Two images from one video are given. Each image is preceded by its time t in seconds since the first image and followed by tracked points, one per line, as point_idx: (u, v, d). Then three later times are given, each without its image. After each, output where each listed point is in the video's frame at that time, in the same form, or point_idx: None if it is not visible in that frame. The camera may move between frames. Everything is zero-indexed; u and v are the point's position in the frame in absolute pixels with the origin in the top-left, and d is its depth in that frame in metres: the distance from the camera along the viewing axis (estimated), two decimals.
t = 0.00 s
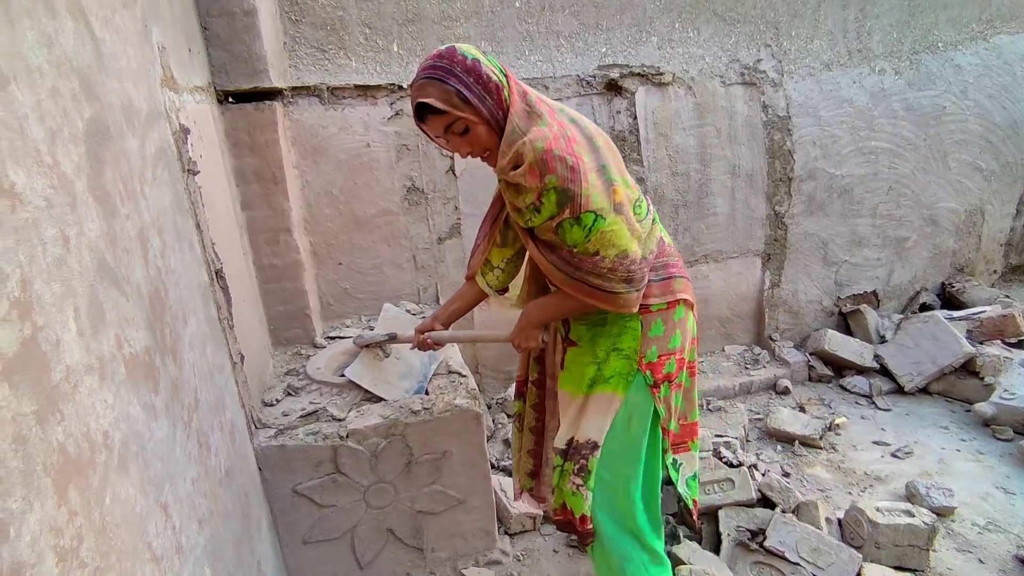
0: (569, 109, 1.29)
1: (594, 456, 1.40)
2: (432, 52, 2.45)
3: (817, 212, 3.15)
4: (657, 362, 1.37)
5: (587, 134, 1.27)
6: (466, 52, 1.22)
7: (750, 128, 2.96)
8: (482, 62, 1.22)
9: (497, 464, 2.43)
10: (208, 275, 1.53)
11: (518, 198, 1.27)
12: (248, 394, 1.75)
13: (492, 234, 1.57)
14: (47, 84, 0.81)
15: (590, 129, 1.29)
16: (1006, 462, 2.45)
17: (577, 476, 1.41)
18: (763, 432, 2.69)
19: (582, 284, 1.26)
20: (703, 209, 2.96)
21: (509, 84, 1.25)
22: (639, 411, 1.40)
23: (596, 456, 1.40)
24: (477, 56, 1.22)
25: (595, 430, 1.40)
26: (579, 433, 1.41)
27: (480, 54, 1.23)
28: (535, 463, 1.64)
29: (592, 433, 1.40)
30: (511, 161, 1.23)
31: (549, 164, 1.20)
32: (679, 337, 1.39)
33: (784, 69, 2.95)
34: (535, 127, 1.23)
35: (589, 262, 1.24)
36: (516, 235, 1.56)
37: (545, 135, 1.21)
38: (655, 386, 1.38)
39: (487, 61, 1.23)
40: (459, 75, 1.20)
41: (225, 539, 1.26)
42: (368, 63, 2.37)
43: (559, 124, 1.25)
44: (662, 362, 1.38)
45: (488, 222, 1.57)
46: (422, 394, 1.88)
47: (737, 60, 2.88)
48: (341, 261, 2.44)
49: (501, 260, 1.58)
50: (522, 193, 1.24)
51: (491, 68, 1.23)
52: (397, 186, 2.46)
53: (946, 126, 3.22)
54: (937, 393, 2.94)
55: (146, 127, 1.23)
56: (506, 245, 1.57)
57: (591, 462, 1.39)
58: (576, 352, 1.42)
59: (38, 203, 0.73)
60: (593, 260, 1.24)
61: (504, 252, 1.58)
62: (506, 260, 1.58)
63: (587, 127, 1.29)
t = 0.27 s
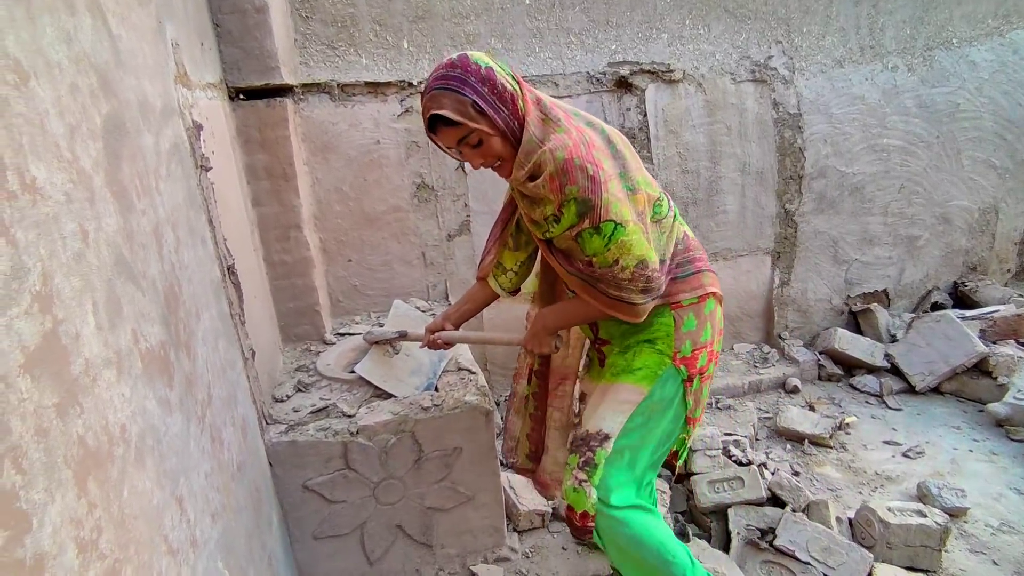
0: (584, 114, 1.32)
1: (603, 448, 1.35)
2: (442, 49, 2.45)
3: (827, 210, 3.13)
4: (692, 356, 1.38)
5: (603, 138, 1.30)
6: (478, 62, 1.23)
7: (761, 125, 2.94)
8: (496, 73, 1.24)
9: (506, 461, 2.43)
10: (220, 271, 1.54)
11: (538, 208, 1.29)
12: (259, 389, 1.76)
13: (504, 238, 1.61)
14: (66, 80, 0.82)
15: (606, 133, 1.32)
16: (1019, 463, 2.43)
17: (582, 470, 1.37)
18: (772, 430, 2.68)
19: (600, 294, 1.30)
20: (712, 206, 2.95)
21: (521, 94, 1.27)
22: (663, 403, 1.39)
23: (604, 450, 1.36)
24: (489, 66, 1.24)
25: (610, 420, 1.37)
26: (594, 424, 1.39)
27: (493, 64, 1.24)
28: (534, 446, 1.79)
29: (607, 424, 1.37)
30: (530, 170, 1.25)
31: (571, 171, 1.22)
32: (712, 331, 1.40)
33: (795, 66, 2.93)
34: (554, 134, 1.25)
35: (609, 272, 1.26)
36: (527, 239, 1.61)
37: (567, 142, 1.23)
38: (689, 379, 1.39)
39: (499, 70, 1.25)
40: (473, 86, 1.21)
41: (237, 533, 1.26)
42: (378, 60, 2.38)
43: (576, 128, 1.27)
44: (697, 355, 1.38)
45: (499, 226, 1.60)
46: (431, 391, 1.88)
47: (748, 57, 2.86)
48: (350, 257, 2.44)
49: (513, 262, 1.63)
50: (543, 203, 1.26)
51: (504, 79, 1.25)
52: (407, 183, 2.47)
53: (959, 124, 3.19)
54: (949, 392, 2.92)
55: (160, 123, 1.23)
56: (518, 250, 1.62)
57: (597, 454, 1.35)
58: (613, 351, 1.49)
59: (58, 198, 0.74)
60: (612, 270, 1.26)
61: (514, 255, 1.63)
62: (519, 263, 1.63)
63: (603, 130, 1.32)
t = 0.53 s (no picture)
0: (613, 146, 1.22)
1: (703, 493, 1.21)
2: (449, 46, 2.45)
3: (836, 208, 3.11)
4: (759, 370, 1.21)
5: (629, 173, 1.18)
6: (486, 106, 1.23)
7: (769, 123, 2.93)
8: (503, 123, 1.22)
9: (511, 459, 2.43)
10: (228, 267, 1.54)
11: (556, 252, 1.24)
12: (266, 385, 1.76)
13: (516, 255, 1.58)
14: (76, 76, 0.82)
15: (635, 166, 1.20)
16: None
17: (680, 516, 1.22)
18: (778, 429, 2.68)
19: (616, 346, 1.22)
20: (719, 204, 2.94)
21: (532, 135, 1.23)
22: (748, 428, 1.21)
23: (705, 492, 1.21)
24: (497, 110, 1.22)
25: (705, 461, 1.20)
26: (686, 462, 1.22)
27: (502, 112, 1.22)
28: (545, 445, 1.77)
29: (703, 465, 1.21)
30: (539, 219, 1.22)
31: (577, 225, 1.14)
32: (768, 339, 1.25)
33: (803, 63, 2.91)
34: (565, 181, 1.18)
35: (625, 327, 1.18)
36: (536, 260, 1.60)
37: (578, 189, 1.15)
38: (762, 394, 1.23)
39: (508, 114, 1.22)
40: (478, 142, 1.24)
41: (244, 528, 1.27)
42: (385, 57, 2.38)
43: (597, 166, 1.18)
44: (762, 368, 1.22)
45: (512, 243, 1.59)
46: (437, 388, 1.89)
47: (756, 54, 2.85)
48: (357, 254, 2.45)
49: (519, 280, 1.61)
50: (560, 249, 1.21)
51: (511, 124, 1.22)
52: (413, 180, 2.47)
53: (970, 121, 3.17)
54: (958, 392, 2.90)
55: (169, 120, 1.24)
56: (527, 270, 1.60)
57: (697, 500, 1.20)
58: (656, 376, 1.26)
59: (68, 193, 0.74)
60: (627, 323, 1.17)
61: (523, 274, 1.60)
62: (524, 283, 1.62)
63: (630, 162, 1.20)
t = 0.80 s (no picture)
0: (687, 211, 1.10)
1: (740, 519, 1.14)
2: (453, 43, 2.45)
3: (840, 206, 3.10)
4: (834, 403, 1.21)
5: (718, 250, 1.04)
6: (550, 181, 1.10)
7: (774, 120, 2.92)
8: (566, 203, 1.10)
9: (515, 456, 2.44)
10: (232, 263, 1.55)
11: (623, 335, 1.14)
12: (270, 381, 1.77)
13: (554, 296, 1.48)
14: (82, 70, 0.82)
15: (718, 233, 1.08)
16: None
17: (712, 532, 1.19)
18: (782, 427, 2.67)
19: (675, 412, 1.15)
20: (723, 202, 2.93)
21: (597, 217, 1.11)
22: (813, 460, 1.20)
23: (743, 520, 1.14)
24: (561, 188, 1.10)
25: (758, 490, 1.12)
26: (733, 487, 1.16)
27: (566, 189, 1.10)
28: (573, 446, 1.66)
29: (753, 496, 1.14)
30: (611, 303, 1.12)
31: (663, 318, 1.03)
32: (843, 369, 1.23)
33: (809, 60, 2.90)
34: (642, 263, 1.06)
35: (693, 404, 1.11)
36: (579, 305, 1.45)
37: (659, 279, 1.03)
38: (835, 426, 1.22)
39: (573, 194, 1.10)
40: (538, 223, 1.11)
41: (248, 522, 1.27)
42: (390, 54, 2.38)
43: (675, 247, 1.05)
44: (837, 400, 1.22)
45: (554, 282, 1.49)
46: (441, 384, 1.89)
47: (761, 51, 2.84)
48: (361, 251, 2.45)
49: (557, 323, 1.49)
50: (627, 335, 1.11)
51: (575, 206, 1.10)
52: (417, 177, 2.47)
53: (977, 119, 3.15)
54: (963, 391, 2.89)
55: (174, 116, 1.24)
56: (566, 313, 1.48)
57: (733, 524, 1.15)
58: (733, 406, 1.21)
59: (73, 187, 0.75)
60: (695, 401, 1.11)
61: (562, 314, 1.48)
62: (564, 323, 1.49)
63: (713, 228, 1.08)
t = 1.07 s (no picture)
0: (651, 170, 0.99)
1: (729, 518, 1.10)
2: (454, 41, 2.45)
3: (842, 205, 3.10)
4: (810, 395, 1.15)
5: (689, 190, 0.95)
6: (499, 154, 1.01)
7: (776, 118, 2.92)
8: (518, 174, 1.00)
9: (515, 453, 2.45)
10: (233, 260, 1.55)
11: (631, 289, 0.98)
12: (271, 378, 1.78)
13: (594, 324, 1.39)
14: (82, 68, 0.83)
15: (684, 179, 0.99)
16: None
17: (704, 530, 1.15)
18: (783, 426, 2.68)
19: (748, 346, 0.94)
20: (725, 200, 2.94)
21: (553, 189, 1.01)
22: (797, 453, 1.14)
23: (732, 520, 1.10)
24: (511, 159, 1.00)
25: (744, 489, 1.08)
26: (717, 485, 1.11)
27: (516, 161, 1.00)
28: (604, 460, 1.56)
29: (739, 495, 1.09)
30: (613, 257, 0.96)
31: (655, 251, 0.92)
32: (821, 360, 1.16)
33: (811, 58, 2.90)
34: (615, 213, 0.96)
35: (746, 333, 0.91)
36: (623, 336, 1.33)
37: (632, 217, 0.94)
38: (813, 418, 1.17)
39: (523, 164, 1.00)
40: (495, 200, 1.03)
41: (248, 518, 1.28)
42: (391, 52, 2.38)
43: (649, 193, 0.96)
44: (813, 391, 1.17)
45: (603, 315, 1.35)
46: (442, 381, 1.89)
47: (763, 49, 2.84)
48: (362, 248, 2.46)
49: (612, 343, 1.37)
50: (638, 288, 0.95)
51: (527, 176, 1.00)
52: (419, 175, 2.47)
53: (980, 117, 3.14)
54: (965, 390, 2.89)
55: (175, 113, 1.25)
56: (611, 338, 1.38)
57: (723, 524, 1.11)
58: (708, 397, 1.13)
59: (74, 183, 0.75)
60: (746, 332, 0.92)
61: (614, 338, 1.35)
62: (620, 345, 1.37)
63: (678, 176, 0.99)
